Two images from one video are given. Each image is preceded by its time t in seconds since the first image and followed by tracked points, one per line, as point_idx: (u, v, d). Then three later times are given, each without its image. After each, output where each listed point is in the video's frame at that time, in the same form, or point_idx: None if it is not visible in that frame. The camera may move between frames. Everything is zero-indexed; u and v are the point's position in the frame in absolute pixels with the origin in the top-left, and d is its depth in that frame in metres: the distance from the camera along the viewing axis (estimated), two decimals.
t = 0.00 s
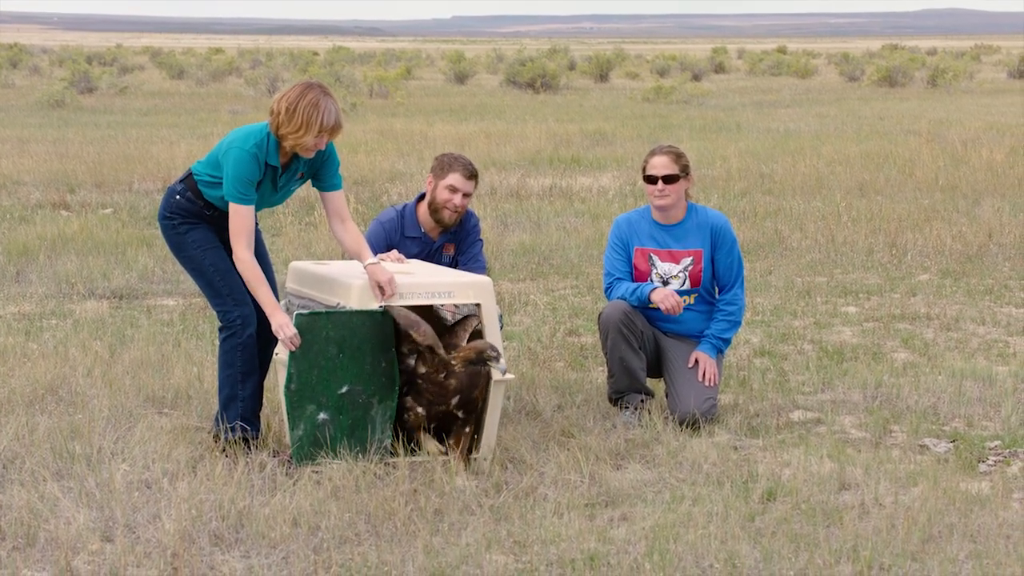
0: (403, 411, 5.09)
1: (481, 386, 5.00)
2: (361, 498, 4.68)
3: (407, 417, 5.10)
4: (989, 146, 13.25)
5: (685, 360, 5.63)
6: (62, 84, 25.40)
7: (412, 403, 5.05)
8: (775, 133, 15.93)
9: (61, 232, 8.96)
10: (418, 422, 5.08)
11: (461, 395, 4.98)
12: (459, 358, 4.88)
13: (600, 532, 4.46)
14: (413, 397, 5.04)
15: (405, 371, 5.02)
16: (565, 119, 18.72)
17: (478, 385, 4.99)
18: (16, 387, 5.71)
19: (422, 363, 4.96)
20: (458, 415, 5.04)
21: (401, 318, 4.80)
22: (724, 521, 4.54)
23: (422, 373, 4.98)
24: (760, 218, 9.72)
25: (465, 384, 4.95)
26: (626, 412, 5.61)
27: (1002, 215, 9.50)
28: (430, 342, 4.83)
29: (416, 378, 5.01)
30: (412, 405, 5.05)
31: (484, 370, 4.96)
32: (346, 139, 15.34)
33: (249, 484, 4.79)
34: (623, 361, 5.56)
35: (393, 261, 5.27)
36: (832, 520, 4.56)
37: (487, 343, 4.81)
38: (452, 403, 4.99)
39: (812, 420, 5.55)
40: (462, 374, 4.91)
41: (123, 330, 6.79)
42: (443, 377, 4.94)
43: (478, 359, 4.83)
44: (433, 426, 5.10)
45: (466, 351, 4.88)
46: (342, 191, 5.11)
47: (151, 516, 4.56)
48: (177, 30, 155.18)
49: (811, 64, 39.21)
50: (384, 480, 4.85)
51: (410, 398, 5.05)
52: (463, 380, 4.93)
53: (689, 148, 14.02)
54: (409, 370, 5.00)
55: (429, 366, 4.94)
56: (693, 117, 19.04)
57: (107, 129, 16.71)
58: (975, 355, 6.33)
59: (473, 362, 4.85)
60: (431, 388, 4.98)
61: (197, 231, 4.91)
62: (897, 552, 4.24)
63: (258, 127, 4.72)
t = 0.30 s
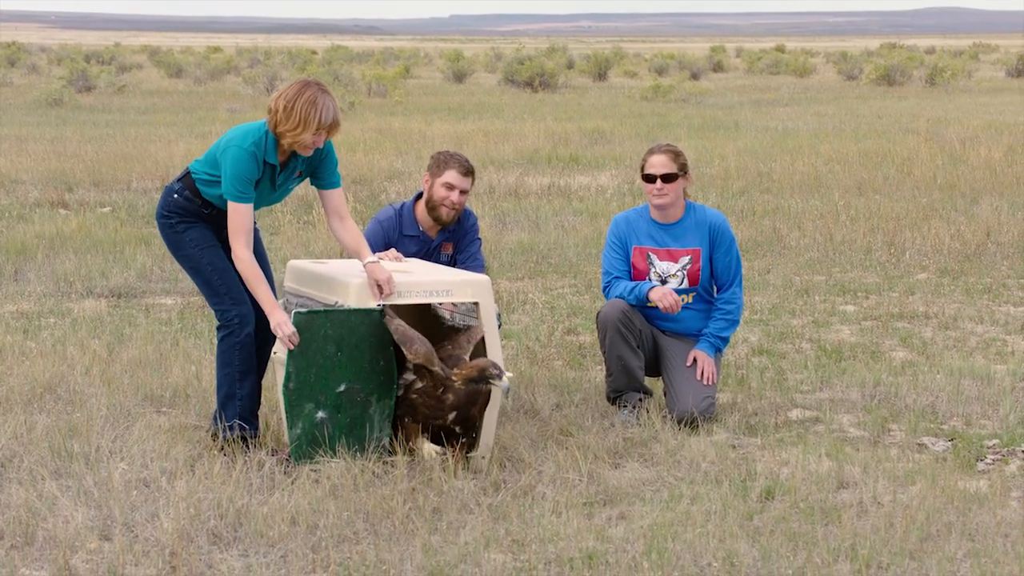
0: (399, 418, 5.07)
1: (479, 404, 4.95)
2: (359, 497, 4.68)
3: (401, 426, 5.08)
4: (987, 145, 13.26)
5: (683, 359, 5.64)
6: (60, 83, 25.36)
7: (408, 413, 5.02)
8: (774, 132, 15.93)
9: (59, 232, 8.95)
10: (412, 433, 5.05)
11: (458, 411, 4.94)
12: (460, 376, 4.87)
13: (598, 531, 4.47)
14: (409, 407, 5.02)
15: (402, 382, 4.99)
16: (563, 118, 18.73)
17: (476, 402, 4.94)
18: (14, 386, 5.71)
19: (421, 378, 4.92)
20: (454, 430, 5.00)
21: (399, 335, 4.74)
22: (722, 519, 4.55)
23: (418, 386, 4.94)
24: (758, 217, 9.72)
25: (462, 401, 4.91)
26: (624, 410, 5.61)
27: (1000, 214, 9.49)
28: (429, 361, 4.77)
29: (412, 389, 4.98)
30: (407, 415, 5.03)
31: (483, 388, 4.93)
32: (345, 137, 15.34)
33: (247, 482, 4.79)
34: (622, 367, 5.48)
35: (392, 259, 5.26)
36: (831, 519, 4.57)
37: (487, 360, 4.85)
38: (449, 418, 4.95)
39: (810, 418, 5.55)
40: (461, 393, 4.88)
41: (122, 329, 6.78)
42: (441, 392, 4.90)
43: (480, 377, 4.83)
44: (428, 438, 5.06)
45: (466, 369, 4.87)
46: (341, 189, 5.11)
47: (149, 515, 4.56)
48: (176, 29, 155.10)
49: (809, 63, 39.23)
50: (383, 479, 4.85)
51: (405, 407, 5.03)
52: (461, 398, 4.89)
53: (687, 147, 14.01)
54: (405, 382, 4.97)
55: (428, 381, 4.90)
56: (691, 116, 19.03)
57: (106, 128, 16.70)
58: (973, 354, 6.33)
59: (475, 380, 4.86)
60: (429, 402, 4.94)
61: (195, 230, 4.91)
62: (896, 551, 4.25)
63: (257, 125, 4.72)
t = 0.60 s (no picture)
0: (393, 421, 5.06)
1: (475, 421, 4.92)
2: (358, 495, 4.68)
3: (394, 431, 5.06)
4: (986, 143, 13.26)
5: (681, 357, 5.64)
6: (59, 81, 25.36)
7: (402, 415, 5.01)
8: (772, 130, 15.93)
9: (57, 230, 8.95)
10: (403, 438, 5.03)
11: (452, 423, 4.90)
12: (460, 391, 4.85)
13: (597, 529, 4.48)
14: (404, 412, 5.01)
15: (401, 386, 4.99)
16: (562, 116, 18.72)
17: (472, 418, 4.92)
18: (12, 384, 5.70)
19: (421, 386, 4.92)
20: (445, 442, 4.96)
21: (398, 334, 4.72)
22: (721, 518, 4.56)
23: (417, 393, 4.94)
24: (756, 216, 9.72)
25: (458, 414, 4.88)
26: (623, 408, 5.61)
27: (998, 213, 9.49)
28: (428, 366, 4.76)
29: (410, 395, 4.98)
30: (401, 418, 5.02)
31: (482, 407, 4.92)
32: (343, 135, 15.33)
33: (245, 481, 4.79)
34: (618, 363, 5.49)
35: (390, 258, 5.26)
36: (828, 517, 4.57)
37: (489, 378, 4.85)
38: (441, 429, 4.91)
39: (808, 417, 5.55)
40: (458, 407, 4.86)
41: (120, 328, 6.78)
42: (437, 401, 4.88)
43: (480, 394, 4.82)
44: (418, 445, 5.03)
45: (467, 387, 4.86)
46: (339, 187, 5.11)
47: (147, 513, 4.56)
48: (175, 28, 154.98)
49: (808, 62, 39.18)
50: (381, 477, 4.85)
51: (401, 411, 5.02)
52: (456, 411, 4.86)
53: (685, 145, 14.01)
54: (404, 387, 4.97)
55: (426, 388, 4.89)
56: (689, 114, 19.01)
57: (104, 126, 16.68)
58: (972, 352, 6.33)
59: (474, 398, 4.85)
60: (425, 411, 4.93)
61: (194, 229, 4.91)
62: (894, 549, 4.26)
63: (255, 124, 4.72)
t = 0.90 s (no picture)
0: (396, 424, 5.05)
1: (477, 429, 4.88)
2: (356, 493, 4.69)
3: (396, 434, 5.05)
4: (982, 141, 13.27)
5: (679, 355, 5.64)
6: (57, 79, 25.35)
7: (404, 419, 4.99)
8: (769, 128, 15.94)
9: (56, 228, 8.96)
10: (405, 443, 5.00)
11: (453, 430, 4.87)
12: (463, 401, 4.81)
13: (594, 526, 4.50)
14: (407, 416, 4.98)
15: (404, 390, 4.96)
16: (559, 114, 18.73)
17: (474, 427, 4.88)
18: (10, 381, 5.71)
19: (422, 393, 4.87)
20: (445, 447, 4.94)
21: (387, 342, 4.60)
22: (718, 515, 4.57)
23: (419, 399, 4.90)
24: (754, 213, 9.73)
25: (459, 423, 4.84)
26: (620, 406, 5.62)
27: (995, 210, 9.51)
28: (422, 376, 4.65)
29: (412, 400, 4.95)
30: (403, 423, 4.99)
31: (485, 416, 4.88)
32: (341, 134, 15.33)
33: (243, 478, 4.80)
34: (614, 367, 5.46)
35: (387, 255, 5.26)
36: (826, 514, 4.59)
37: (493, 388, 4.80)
38: (442, 436, 4.88)
39: (806, 414, 5.56)
40: (460, 417, 4.82)
41: (118, 325, 6.78)
42: (439, 410, 4.84)
43: (483, 405, 4.78)
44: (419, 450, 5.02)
45: (470, 397, 4.82)
46: (337, 184, 5.11)
47: (146, 510, 4.57)
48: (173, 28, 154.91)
49: (805, 60, 39.19)
50: (379, 475, 4.86)
51: (404, 415, 5.00)
52: (458, 421, 4.83)
53: (682, 143, 14.02)
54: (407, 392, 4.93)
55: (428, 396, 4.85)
56: (686, 112, 19.03)
57: (102, 124, 16.68)
58: (969, 350, 6.34)
59: (476, 408, 4.81)
60: (426, 417, 4.90)
61: (191, 226, 4.92)
62: (892, 546, 4.27)
63: (253, 122, 4.72)
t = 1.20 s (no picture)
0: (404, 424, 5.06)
1: (485, 430, 4.87)
2: (354, 488, 4.72)
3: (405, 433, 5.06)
4: (978, 138, 13.30)
5: (675, 350, 5.66)
6: (56, 76, 25.36)
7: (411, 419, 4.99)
8: (765, 125, 15.96)
9: (54, 224, 8.97)
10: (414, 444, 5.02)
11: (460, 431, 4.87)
12: (471, 404, 4.79)
13: (591, 521, 4.54)
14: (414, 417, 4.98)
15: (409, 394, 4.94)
16: (557, 111, 18.75)
17: (481, 427, 4.87)
18: (10, 377, 5.73)
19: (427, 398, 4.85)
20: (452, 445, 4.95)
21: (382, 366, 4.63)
22: (715, 510, 4.61)
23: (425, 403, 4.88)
24: (750, 210, 9.75)
25: (467, 425, 4.84)
26: (617, 402, 5.64)
27: (990, 207, 9.53)
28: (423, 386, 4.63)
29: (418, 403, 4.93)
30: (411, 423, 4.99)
31: (494, 418, 4.86)
32: (339, 130, 15.35)
33: (241, 473, 4.82)
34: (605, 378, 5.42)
35: (385, 252, 5.27)
36: (822, 508, 4.62)
37: (500, 389, 4.79)
38: (449, 437, 4.88)
39: (802, 409, 5.58)
40: (467, 419, 4.80)
41: (117, 321, 6.80)
42: (446, 413, 4.84)
43: (491, 407, 4.76)
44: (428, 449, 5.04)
45: (478, 398, 4.79)
46: (335, 181, 5.13)
47: (145, 506, 4.60)
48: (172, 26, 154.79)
49: (802, 57, 39.24)
50: (377, 470, 4.88)
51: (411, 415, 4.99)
52: (466, 423, 4.82)
53: (679, 140, 14.04)
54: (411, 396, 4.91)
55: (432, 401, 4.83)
56: (683, 109, 19.06)
57: (101, 121, 16.70)
58: (964, 346, 6.36)
59: (485, 410, 4.79)
60: (433, 418, 4.89)
61: (190, 223, 4.94)
62: (887, 540, 4.32)
63: (252, 119, 4.74)
